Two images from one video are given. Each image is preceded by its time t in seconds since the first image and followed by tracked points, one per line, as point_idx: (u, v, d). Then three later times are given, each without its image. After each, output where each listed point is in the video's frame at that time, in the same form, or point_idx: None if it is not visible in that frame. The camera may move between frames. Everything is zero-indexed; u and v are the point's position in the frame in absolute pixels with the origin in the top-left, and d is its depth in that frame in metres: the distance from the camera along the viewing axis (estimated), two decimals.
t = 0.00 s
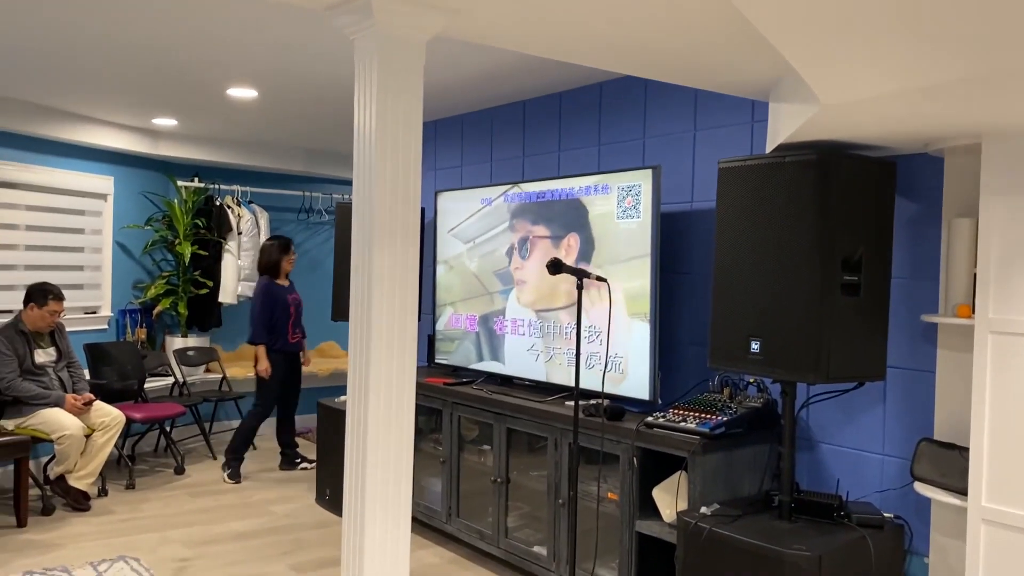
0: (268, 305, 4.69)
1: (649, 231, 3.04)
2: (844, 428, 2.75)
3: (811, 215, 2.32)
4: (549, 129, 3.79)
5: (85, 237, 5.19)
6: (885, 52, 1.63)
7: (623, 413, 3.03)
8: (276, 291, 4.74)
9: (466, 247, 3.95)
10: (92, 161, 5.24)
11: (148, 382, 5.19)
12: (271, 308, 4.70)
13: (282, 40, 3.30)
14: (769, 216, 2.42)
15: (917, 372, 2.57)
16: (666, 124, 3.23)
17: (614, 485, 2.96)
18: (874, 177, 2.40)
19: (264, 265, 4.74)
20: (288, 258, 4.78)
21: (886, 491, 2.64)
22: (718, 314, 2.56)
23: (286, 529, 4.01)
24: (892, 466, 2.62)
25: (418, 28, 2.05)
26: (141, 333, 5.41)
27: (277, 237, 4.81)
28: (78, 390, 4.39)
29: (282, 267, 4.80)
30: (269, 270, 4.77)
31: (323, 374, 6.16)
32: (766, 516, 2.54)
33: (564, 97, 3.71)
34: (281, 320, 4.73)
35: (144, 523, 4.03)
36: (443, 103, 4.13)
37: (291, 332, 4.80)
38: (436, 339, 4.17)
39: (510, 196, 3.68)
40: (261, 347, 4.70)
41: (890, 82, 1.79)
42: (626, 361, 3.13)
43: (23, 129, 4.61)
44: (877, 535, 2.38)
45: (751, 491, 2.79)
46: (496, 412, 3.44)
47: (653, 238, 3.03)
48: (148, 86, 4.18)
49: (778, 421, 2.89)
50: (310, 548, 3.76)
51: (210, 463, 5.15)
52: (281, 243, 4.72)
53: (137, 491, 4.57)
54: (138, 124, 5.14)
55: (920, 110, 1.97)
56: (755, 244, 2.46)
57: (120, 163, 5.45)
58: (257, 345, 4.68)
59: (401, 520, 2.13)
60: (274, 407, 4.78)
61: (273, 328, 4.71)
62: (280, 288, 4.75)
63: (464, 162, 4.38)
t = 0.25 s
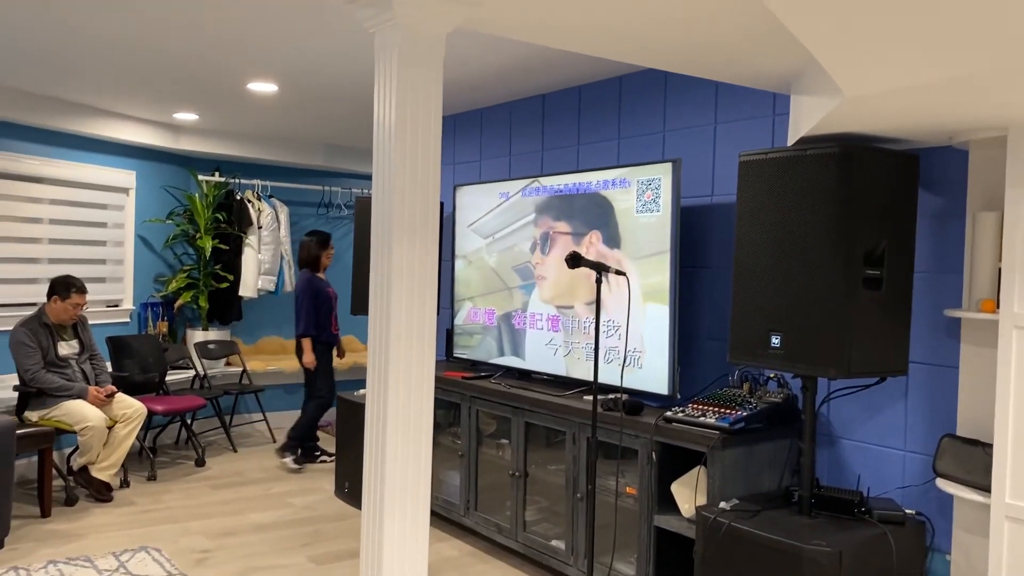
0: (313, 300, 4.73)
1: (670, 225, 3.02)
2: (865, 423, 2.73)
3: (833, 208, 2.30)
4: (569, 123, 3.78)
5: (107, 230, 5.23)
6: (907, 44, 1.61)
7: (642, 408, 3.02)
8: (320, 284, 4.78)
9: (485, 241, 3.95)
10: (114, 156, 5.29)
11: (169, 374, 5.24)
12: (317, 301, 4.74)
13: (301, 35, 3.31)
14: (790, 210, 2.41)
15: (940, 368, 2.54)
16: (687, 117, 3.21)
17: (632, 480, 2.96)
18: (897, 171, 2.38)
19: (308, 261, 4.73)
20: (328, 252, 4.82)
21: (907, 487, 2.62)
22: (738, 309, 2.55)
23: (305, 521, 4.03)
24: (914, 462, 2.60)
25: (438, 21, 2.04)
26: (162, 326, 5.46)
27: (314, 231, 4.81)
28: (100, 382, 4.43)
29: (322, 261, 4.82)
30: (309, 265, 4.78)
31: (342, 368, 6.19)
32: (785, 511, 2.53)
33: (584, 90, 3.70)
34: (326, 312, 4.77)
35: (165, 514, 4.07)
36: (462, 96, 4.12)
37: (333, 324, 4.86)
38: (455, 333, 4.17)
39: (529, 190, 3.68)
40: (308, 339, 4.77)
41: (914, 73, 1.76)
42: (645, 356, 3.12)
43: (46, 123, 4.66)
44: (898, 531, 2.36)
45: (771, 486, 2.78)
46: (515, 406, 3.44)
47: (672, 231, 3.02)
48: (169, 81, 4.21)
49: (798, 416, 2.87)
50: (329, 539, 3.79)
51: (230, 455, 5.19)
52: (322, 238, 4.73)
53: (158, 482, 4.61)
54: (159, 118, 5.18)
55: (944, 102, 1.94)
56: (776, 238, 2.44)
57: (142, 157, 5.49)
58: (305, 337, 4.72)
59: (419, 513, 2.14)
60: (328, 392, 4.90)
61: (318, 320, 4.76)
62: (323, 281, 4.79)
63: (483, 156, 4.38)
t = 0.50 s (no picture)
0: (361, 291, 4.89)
1: (697, 219, 3.00)
2: (894, 419, 2.70)
3: (864, 201, 2.28)
4: (595, 117, 3.77)
5: (138, 223, 5.30)
6: (940, 32, 1.59)
7: (668, 402, 3.01)
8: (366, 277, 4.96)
9: (510, 235, 3.95)
10: (144, 150, 5.35)
11: (199, 366, 5.30)
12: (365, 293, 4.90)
13: (329, 30, 3.33)
14: (820, 203, 2.38)
15: (972, 363, 2.51)
16: (715, 111, 3.19)
17: (657, 474, 2.95)
18: (929, 164, 2.35)
19: (353, 251, 4.92)
20: (373, 247, 5.03)
21: (937, 484, 2.59)
22: (766, 303, 2.53)
23: (332, 512, 4.07)
24: (944, 459, 2.57)
25: (465, 13, 2.04)
26: (192, 319, 5.53)
27: (360, 232, 5.11)
28: (131, 373, 4.49)
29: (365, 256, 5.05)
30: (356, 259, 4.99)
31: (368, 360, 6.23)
32: (812, 507, 2.51)
33: (610, 84, 3.68)
34: (372, 304, 4.93)
35: (195, 503, 4.12)
36: (488, 90, 4.13)
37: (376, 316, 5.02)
38: (480, 327, 4.18)
39: (554, 185, 3.68)
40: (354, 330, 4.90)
41: (948, 64, 1.74)
42: (671, 350, 3.11)
43: (78, 117, 4.72)
44: (928, 528, 2.33)
45: (798, 482, 2.76)
46: (540, 399, 3.44)
47: (700, 225, 3.00)
48: (198, 76, 4.25)
49: (827, 411, 2.85)
50: (356, 530, 3.82)
51: (258, 446, 5.25)
52: (367, 232, 4.96)
53: (188, 472, 4.67)
54: (189, 113, 5.24)
55: (979, 93, 1.91)
56: (805, 232, 2.42)
57: (172, 151, 5.55)
58: (353, 327, 4.86)
59: (445, 505, 2.15)
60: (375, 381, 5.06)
61: (366, 311, 4.90)
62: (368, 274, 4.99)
63: (509, 151, 4.38)
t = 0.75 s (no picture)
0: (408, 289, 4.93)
1: (727, 213, 2.99)
2: (925, 416, 2.67)
3: (897, 196, 2.25)
4: (623, 111, 3.76)
5: (170, 218, 5.36)
6: (976, 24, 1.57)
7: (696, 398, 3.00)
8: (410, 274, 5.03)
9: (537, 230, 3.95)
10: (176, 145, 5.42)
11: (230, 358, 5.37)
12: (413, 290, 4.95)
13: (358, 26, 3.35)
14: (852, 198, 2.36)
15: (1007, 361, 2.47)
16: (745, 105, 3.17)
17: (685, 470, 2.94)
18: (964, 158, 2.32)
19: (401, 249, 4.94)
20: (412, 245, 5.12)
21: (970, 483, 2.56)
22: (795, 298, 2.51)
23: (360, 504, 4.10)
24: (977, 458, 2.54)
25: (494, 8, 2.05)
26: (223, 312, 5.59)
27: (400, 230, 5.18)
28: (163, 365, 4.55)
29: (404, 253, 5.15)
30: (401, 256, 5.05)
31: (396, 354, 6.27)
32: (842, 504, 2.49)
33: (639, 78, 3.67)
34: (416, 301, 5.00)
35: (225, 494, 4.18)
36: (516, 84, 4.12)
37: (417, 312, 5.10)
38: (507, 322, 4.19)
39: (581, 179, 3.68)
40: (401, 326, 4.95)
41: (983, 56, 1.71)
42: (699, 346, 3.10)
43: (111, 112, 4.79)
44: (960, 528, 2.31)
45: (827, 479, 2.74)
46: (567, 394, 3.44)
47: (729, 220, 2.99)
48: (229, 71, 4.29)
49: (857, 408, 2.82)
50: (383, 522, 3.85)
51: (287, 438, 5.30)
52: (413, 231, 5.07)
53: (219, 463, 4.74)
54: (220, 108, 5.29)
55: (1015, 86, 1.88)
56: (836, 228, 2.40)
57: (203, 147, 5.62)
58: (402, 324, 4.90)
59: (473, 498, 2.16)
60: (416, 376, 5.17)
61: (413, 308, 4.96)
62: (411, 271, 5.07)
63: (537, 145, 4.37)
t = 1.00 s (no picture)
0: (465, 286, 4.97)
1: (771, 207, 2.95)
2: (974, 415, 2.62)
3: (947, 190, 2.21)
4: (665, 104, 3.74)
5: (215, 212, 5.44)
6: None
7: (739, 394, 2.98)
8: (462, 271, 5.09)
9: (577, 223, 3.94)
10: (221, 140, 5.50)
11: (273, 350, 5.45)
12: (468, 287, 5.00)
13: (402, 21, 3.37)
14: (900, 192, 2.32)
15: None
16: (790, 97, 3.13)
17: (727, 467, 2.92)
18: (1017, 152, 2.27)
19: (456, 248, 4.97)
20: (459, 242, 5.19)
21: (1020, 483, 2.51)
22: (841, 294, 2.48)
23: (400, 495, 4.14)
24: None
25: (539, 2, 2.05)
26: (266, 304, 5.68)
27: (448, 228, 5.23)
28: (209, 356, 4.63)
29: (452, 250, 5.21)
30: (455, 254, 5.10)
31: (435, 348, 6.31)
32: (888, 503, 2.46)
33: (682, 70, 3.64)
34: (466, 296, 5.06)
35: (268, 483, 4.24)
36: (558, 78, 4.11)
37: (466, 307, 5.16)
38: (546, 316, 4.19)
39: (620, 172, 3.67)
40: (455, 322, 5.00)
41: None
42: (742, 341, 3.07)
43: (159, 108, 4.88)
44: (1011, 529, 2.26)
45: (872, 477, 2.70)
46: (607, 389, 3.44)
47: (774, 214, 2.95)
48: (273, 67, 4.35)
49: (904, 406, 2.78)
50: (423, 514, 3.88)
51: (328, 430, 5.36)
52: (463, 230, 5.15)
53: (262, 453, 4.81)
54: (264, 103, 5.36)
55: None
56: (884, 223, 2.37)
57: (248, 141, 5.70)
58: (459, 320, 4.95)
59: (514, 491, 2.17)
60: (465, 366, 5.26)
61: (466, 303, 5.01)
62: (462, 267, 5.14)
63: (578, 139, 4.36)
